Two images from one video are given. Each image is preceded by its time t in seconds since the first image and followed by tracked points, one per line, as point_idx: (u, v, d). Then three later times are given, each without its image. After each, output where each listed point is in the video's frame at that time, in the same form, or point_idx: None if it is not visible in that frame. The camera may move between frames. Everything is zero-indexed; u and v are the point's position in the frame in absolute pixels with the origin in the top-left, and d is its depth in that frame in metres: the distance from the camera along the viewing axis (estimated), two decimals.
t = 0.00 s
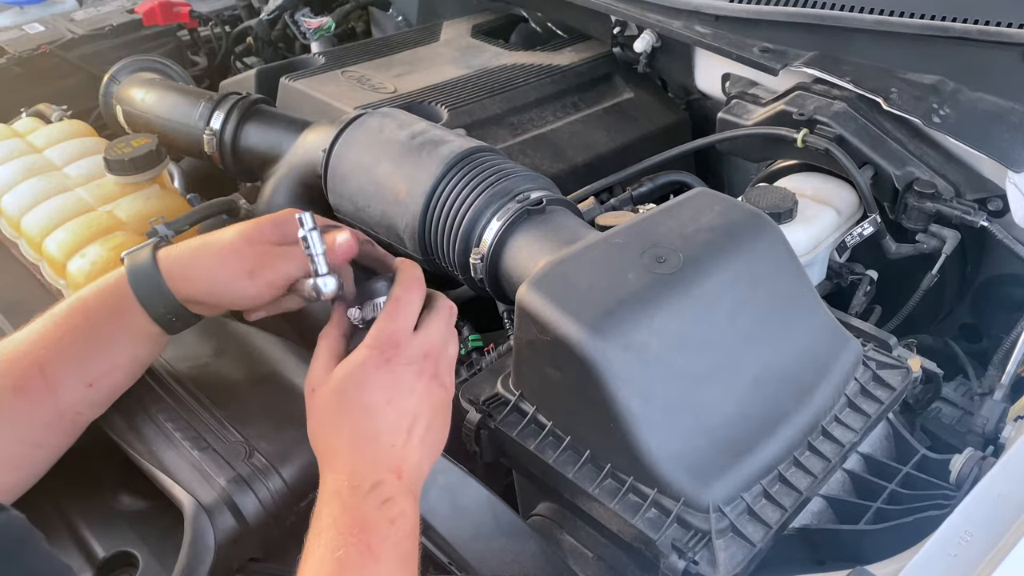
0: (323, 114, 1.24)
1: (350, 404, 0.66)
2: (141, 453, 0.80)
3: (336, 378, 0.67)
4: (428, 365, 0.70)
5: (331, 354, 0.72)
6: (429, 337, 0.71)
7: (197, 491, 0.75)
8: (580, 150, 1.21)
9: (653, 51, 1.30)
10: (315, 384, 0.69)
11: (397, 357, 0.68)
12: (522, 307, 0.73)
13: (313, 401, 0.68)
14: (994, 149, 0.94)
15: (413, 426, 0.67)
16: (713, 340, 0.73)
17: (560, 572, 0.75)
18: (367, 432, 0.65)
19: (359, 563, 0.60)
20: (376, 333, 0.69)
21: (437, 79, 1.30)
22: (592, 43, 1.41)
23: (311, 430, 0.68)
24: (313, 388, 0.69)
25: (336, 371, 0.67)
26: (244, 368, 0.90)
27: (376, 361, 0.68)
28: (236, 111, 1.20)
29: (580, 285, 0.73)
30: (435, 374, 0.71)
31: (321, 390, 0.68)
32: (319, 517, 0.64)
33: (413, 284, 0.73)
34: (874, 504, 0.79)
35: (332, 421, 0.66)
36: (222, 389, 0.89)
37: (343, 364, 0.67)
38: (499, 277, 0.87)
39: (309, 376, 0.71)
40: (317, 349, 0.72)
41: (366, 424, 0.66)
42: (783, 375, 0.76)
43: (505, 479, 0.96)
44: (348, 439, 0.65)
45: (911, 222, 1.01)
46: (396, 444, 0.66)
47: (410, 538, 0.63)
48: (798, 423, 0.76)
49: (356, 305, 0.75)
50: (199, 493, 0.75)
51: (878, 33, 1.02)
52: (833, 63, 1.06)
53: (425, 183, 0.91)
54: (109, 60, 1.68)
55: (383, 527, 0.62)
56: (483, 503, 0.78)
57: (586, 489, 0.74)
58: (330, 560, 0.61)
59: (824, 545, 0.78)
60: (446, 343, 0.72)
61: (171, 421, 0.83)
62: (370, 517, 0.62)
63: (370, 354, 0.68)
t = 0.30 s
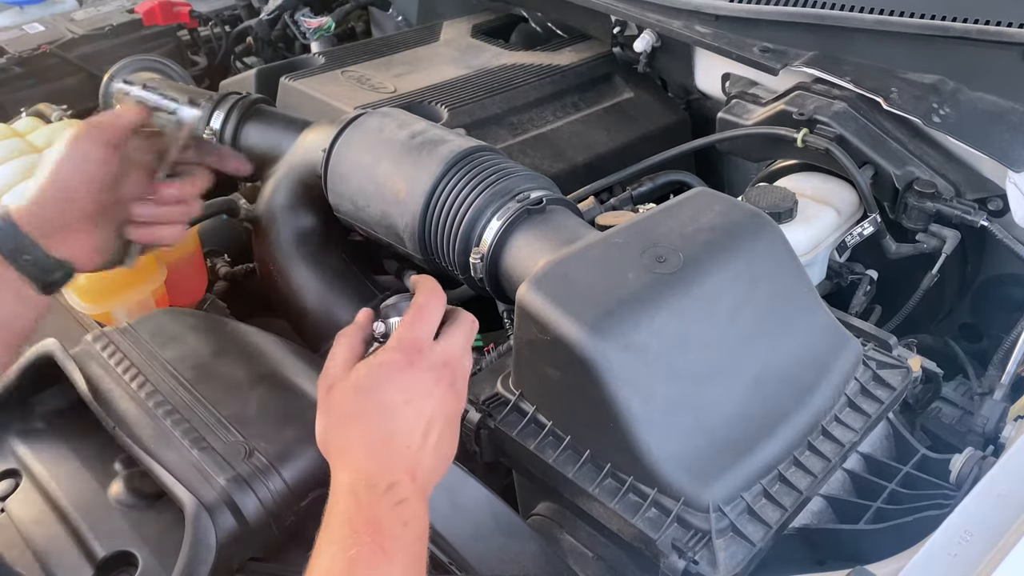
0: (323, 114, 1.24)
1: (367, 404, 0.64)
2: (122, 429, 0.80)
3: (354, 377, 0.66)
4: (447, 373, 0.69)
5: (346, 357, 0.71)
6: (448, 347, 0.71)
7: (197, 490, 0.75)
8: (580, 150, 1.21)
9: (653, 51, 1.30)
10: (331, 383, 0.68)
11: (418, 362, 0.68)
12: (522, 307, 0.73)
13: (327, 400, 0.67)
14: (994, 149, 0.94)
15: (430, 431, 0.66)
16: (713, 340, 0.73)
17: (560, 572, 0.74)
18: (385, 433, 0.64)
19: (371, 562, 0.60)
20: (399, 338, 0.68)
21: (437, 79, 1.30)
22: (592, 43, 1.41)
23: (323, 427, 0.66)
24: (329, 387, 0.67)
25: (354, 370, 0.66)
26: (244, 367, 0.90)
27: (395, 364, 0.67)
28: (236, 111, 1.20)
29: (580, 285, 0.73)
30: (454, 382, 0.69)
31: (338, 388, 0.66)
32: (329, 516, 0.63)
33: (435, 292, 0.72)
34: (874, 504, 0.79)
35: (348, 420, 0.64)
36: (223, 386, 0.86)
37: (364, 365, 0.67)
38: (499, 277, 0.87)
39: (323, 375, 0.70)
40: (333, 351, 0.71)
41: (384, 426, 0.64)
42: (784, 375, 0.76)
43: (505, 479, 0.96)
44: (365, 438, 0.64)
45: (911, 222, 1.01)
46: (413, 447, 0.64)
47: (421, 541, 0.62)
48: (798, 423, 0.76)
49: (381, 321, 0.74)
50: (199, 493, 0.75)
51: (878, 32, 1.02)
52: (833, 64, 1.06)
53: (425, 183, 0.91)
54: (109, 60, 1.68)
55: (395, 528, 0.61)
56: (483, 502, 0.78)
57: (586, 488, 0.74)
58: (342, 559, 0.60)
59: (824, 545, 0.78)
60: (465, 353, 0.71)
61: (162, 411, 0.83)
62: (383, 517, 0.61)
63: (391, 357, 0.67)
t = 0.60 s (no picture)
0: (323, 114, 1.24)
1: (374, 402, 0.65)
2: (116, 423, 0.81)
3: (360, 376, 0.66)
4: (451, 380, 0.70)
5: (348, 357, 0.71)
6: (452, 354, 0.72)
7: (197, 490, 0.74)
8: (580, 150, 1.21)
9: (653, 51, 1.30)
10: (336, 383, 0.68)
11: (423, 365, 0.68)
12: (522, 307, 0.73)
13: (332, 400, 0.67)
14: (994, 149, 0.94)
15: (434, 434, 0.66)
16: (713, 341, 0.73)
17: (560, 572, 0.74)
18: (391, 432, 0.64)
19: (375, 561, 0.58)
20: (405, 340, 0.69)
21: (437, 79, 1.30)
22: (592, 43, 1.41)
23: (327, 427, 0.65)
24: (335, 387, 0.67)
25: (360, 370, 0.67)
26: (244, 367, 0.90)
27: (403, 366, 0.67)
28: (236, 111, 1.20)
29: (580, 285, 0.73)
30: (457, 389, 0.70)
31: (344, 386, 0.66)
32: (331, 517, 0.62)
33: (441, 300, 0.73)
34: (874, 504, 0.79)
35: (354, 417, 0.64)
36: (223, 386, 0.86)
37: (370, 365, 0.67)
38: (499, 277, 0.87)
39: (327, 375, 0.70)
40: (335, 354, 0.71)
41: (390, 425, 0.64)
42: (784, 375, 0.76)
43: (505, 479, 0.96)
44: (370, 436, 0.63)
45: (911, 222, 1.01)
46: (417, 449, 0.65)
47: (424, 543, 0.61)
48: (798, 423, 0.76)
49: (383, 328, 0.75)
50: (199, 493, 0.74)
51: (878, 33, 1.02)
52: (833, 64, 1.06)
53: (425, 184, 0.91)
54: (109, 59, 1.68)
55: (399, 528, 0.60)
56: (483, 502, 0.78)
57: (586, 488, 0.74)
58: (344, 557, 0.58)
59: (824, 545, 0.78)
60: (468, 362, 0.72)
61: (158, 407, 0.83)
62: (388, 516, 0.60)
63: (398, 358, 0.68)
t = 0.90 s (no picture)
0: (324, 114, 1.24)
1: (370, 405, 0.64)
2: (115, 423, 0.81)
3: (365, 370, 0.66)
4: (457, 377, 0.69)
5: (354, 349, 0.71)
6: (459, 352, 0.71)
7: (197, 490, 0.74)
8: (580, 150, 1.21)
9: (653, 51, 1.30)
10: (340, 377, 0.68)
11: (428, 363, 0.68)
12: (522, 306, 0.74)
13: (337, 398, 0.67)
14: (995, 148, 0.94)
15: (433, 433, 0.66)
16: (713, 341, 0.73)
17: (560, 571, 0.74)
18: (394, 427, 0.64)
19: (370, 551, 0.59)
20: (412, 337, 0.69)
21: (437, 79, 1.31)
22: (592, 43, 1.41)
23: (331, 419, 0.66)
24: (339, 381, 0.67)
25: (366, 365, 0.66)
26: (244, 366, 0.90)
27: (408, 363, 0.67)
28: (236, 111, 1.20)
29: (580, 285, 0.73)
30: (461, 387, 0.70)
31: (348, 382, 0.66)
32: (331, 508, 0.63)
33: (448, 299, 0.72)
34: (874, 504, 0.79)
35: (358, 413, 0.64)
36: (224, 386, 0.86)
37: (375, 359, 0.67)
38: (499, 277, 0.87)
39: (329, 371, 0.70)
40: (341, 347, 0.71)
41: (393, 424, 0.64)
42: (784, 375, 0.76)
43: (505, 479, 0.97)
44: (372, 433, 0.64)
45: (911, 222, 1.01)
46: (419, 445, 0.65)
47: (420, 537, 0.62)
48: (798, 423, 0.76)
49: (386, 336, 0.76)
50: (199, 492, 0.74)
51: (878, 32, 1.02)
52: (833, 64, 1.06)
53: (425, 184, 0.91)
54: (108, 59, 1.68)
55: (396, 520, 0.61)
56: (483, 502, 0.78)
57: (586, 488, 0.74)
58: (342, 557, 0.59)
59: (824, 544, 0.78)
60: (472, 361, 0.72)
61: (159, 407, 0.83)
62: (386, 509, 0.61)
63: (405, 355, 0.67)
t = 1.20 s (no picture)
0: (324, 114, 1.24)
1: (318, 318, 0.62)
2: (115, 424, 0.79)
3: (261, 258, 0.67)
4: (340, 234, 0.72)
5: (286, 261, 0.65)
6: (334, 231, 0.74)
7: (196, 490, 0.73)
8: (580, 150, 1.21)
9: (653, 51, 1.30)
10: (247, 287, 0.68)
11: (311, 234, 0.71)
12: (522, 306, 0.74)
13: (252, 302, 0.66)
14: (995, 148, 0.94)
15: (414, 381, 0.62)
16: (713, 340, 0.73)
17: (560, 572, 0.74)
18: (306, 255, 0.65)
19: (326, 304, 0.56)
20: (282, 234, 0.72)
21: (438, 79, 1.31)
22: (592, 43, 1.41)
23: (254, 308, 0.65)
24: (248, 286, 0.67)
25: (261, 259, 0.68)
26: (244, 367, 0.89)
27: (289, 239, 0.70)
28: (236, 111, 1.20)
29: (581, 285, 0.73)
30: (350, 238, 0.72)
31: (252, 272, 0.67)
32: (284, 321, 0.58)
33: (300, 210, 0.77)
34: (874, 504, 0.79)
35: (272, 270, 0.65)
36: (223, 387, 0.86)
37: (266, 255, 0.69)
38: (499, 277, 0.87)
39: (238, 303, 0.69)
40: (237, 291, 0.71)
41: (307, 256, 0.65)
42: (784, 375, 0.76)
43: (505, 479, 0.97)
44: (291, 264, 0.64)
45: (911, 222, 1.01)
46: (336, 261, 0.65)
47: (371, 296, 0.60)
48: (797, 423, 0.76)
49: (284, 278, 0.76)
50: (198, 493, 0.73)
51: (878, 32, 1.02)
52: (833, 64, 1.06)
53: (425, 183, 0.91)
54: (108, 59, 1.68)
55: (346, 289, 0.59)
56: (483, 502, 0.78)
57: (586, 488, 0.74)
58: (319, 318, 0.54)
59: (824, 545, 0.78)
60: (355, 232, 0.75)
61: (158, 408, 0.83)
62: (331, 286, 0.59)
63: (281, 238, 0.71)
